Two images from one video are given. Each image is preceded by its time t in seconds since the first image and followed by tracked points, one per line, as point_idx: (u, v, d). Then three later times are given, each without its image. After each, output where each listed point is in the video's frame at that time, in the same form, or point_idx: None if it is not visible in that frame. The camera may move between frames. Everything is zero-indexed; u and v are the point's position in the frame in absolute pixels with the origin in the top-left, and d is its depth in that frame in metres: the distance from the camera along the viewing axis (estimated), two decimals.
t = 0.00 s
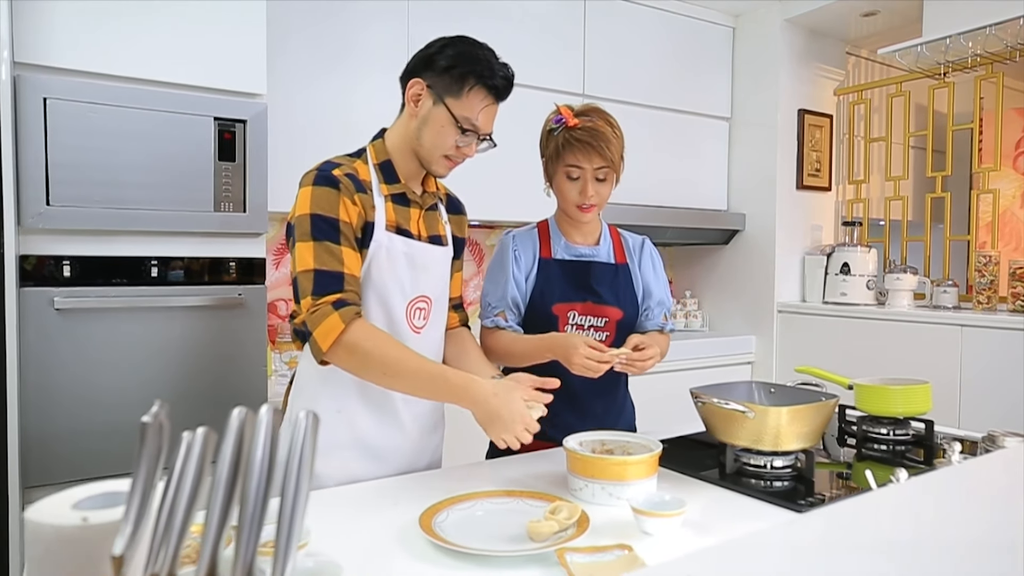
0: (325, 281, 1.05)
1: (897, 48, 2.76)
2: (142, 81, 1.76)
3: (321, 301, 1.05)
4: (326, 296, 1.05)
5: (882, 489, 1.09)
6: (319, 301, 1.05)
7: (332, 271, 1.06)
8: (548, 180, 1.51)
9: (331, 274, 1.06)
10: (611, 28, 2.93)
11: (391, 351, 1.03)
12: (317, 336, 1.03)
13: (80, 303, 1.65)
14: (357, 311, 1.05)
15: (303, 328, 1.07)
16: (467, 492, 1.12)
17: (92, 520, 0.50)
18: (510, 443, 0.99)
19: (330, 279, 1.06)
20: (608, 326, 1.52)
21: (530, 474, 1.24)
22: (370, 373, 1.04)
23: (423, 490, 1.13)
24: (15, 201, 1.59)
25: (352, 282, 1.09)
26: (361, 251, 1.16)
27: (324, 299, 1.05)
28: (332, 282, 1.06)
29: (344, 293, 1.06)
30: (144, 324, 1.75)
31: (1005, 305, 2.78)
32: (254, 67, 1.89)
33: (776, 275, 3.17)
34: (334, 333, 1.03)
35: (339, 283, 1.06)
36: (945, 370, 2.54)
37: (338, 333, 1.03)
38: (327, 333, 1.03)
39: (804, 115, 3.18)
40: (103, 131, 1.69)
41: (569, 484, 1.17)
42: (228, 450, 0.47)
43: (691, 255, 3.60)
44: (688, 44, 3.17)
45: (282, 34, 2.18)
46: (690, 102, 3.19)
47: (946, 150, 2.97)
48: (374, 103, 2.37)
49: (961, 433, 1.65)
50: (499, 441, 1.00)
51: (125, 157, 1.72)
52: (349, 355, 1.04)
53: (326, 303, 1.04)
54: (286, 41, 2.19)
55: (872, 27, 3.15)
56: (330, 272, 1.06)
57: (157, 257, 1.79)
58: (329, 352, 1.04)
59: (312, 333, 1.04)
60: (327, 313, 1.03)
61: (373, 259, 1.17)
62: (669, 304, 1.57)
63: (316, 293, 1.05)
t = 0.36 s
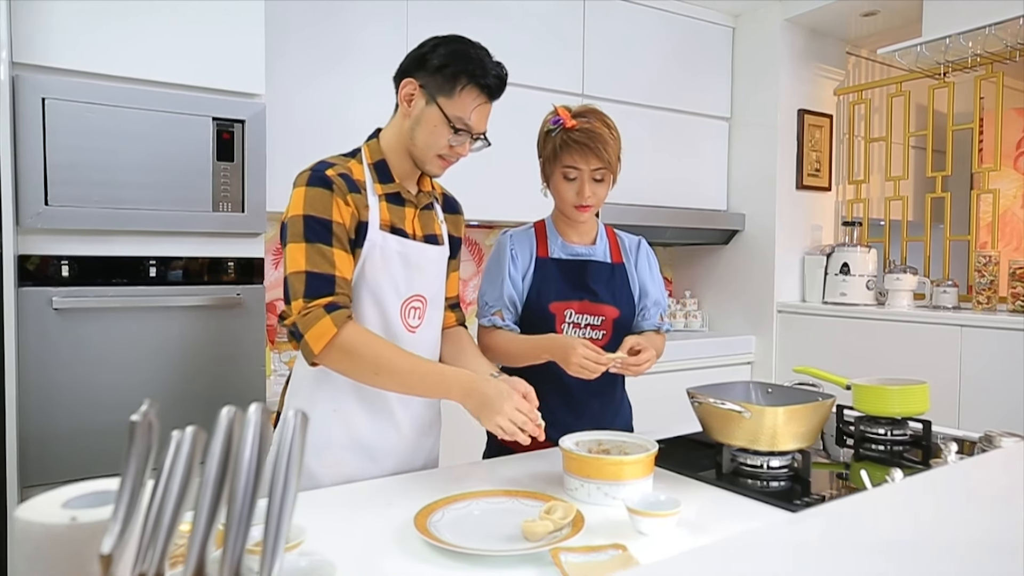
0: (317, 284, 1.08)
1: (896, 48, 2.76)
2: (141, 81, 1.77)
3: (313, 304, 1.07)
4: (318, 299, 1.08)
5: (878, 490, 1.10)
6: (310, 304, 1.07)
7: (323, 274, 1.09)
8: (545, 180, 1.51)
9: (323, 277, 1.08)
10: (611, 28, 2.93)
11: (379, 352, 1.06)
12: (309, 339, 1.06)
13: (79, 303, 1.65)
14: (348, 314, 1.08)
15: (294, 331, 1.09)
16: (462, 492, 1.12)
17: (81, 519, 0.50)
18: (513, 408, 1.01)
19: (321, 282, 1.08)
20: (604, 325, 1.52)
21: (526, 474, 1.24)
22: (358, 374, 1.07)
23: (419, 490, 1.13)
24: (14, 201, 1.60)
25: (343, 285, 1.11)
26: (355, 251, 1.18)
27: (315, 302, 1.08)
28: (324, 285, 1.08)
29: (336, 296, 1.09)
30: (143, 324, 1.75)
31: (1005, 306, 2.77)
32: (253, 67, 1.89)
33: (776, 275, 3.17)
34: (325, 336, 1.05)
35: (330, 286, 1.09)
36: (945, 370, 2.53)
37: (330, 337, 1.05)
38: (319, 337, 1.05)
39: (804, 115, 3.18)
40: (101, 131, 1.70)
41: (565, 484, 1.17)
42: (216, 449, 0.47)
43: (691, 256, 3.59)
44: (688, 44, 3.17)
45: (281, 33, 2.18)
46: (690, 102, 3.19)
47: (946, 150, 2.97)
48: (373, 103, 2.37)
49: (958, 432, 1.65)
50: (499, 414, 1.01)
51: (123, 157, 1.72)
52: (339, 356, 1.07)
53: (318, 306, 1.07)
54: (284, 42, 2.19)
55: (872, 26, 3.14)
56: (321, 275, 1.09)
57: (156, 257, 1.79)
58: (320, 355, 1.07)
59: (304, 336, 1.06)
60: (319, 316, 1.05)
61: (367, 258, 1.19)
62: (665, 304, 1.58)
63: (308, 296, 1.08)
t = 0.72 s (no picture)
0: (311, 286, 1.09)
1: (898, 48, 2.75)
2: (142, 82, 1.77)
3: (307, 306, 1.09)
4: (312, 301, 1.09)
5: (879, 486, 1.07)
6: (305, 305, 1.08)
7: (318, 275, 1.10)
8: (544, 181, 1.52)
9: (318, 279, 1.09)
10: (611, 28, 2.93)
11: (369, 356, 1.07)
12: (303, 340, 1.07)
13: (81, 303, 1.66)
14: (342, 316, 1.09)
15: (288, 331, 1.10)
16: (462, 491, 1.12)
17: (82, 516, 0.51)
18: (502, 403, 1.01)
19: (316, 284, 1.09)
20: (603, 324, 1.52)
21: (526, 474, 1.24)
22: (349, 376, 1.09)
23: (419, 489, 1.14)
24: (16, 201, 1.60)
25: (337, 287, 1.12)
26: (352, 251, 1.19)
27: (309, 303, 1.09)
28: (319, 287, 1.09)
29: (330, 297, 1.10)
30: (144, 323, 1.76)
31: (1006, 306, 2.77)
32: (254, 68, 1.90)
33: (777, 276, 3.17)
34: (319, 338, 1.07)
35: (325, 288, 1.10)
36: (946, 370, 2.54)
37: (324, 339, 1.07)
38: (313, 338, 1.07)
39: (805, 115, 3.18)
40: (103, 131, 1.70)
41: (564, 483, 1.17)
42: (215, 447, 0.48)
43: (691, 256, 3.60)
44: (689, 44, 3.17)
45: (281, 33, 2.19)
46: (690, 102, 3.19)
47: (948, 150, 2.96)
48: (373, 103, 2.38)
49: (958, 432, 1.65)
50: (486, 411, 1.01)
51: (124, 157, 1.73)
52: (330, 358, 1.08)
53: (312, 308, 1.08)
54: (284, 41, 2.19)
55: (873, 26, 3.14)
56: (316, 276, 1.10)
57: (157, 257, 1.80)
58: (313, 356, 1.09)
59: (298, 337, 1.07)
60: (313, 318, 1.07)
61: (365, 258, 1.20)
62: (664, 303, 1.58)
63: (303, 297, 1.09)
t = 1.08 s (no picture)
0: (314, 285, 1.10)
1: (900, 49, 2.75)
2: (147, 83, 1.78)
3: (309, 305, 1.09)
4: (315, 300, 1.09)
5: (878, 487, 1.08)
6: (307, 304, 1.09)
7: (320, 275, 1.10)
8: (545, 182, 1.52)
9: (321, 279, 1.10)
10: (613, 29, 2.94)
11: (370, 355, 1.08)
12: (305, 340, 1.07)
13: (85, 303, 1.67)
14: (344, 315, 1.09)
15: (291, 331, 1.10)
16: (465, 490, 1.13)
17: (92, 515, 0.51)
18: (505, 395, 1.03)
19: (318, 283, 1.10)
20: (604, 324, 1.52)
21: (528, 473, 1.25)
22: (350, 375, 1.09)
23: (422, 489, 1.14)
24: (21, 202, 1.61)
25: (339, 286, 1.13)
26: (354, 251, 1.20)
27: (312, 303, 1.09)
28: (321, 286, 1.10)
29: (332, 297, 1.11)
30: (148, 324, 1.77)
31: (1008, 307, 2.78)
32: (257, 69, 1.91)
33: (779, 276, 3.17)
34: (322, 337, 1.07)
35: (327, 287, 1.11)
36: (947, 371, 2.54)
37: (326, 338, 1.07)
38: (316, 337, 1.07)
39: (807, 116, 3.18)
40: (107, 133, 1.71)
41: (567, 483, 1.18)
42: (223, 446, 0.48)
43: (693, 257, 3.60)
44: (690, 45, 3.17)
45: (283, 34, 2.19)
46: (692, 103, 3.20)
47: (949, 151, 2.96)
48: (376, 104, 2.38)
49: (959, 432, 1.66)
50: (490, 402, 1.02)
51: (129, 158, 1.74)
52: (332, 357, 1.09)
53: (315, 307, 1.08)
54: (287, 43, 2.20)
55: (875, 27, 3.14)
56: (319, 275, 1.10)
57: (161, 257, 1.81)
58: (316, 355, 1.09)
59: (300, 337, 1.08)
60: (316, 317, 1.07)
61: (366, 258, 1.20)
62: (666, 304, 1.58)
63: (306, 297, 1.09)
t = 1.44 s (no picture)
0: (323, 284, 1.10)
1: (902, 50, 2.76)
2: (154, 85, 1.79)
3: (318, 304, 1.10)
4: (323, 299, 1.10)
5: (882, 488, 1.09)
6: (316, 303, 1.09)
7: (328, 274, 1.11)
8: (550, 184, 1.53)
9: (329, 278, 1.11)
10: (616, 30, 2.95)
11: (375, 351, 1.09)
12: (314, 338, 1.08)
13: (92, 304, 1.68)
14: (352, 315, 1.10)
15: (298, 329, 1.11)
16: (472, 490, 1.14)
17: (110, 513, 0.52)
18: (514, 376, 1.06)
19: (327, 282, 1.10)
20: (608, 323, 1.53)
21: (534, 473, 1.26)
22: (357, 373, 1.10)
23: (429, 488, 1.15)
24: (30, 203, 1.62)
25: (347, 286, 1.14)
26: (361, 252, 1.21)
27: (320, 302, 1.10)
28: (329, 285, 1.11)
29: (340, 296, 1.12)
30: (155, 324, 1.78)
31: (1010, 308, 2.78)
32: (263, 71, 1.91)
33: (781, 277, 3.18)
34: (330, 335, 1.08)
35: (335, 287, 1.11)
36: (949, 371, 2.54)
37: (335, 336, 1.08)
38: (324, 336, 1.08)
39: (810, 117, 3.19)
40: (114, 134, 1.72)
41: (572, 483, 1.18)
42: (240, 446, 0.49)
43: (695, 257, 3.61)
44: (693, 46, 3.18)
45: (288, 35, 2.20)
46: (695, 104, 3.21)
47: (952, 151, 2.96)
48: (379, 105, 2.39)
49: (962, 432, 1.66)
50: (502, 383, 1.05)
51: (135, 160, 1.75)
52: (339, 355, 1.10)
53: (323, 305, 1.09)
54: (291, 44, 2.21)
55: (877, 28, 3.14)
56: (327, 275, 1.11)
57: (167, 258, 1.82)
58: (324, 353, 1.10)
59: (308, 335, 1.08)
60: (325, 316, 1.08)
61: (373, 258, 1.21)
62: (670, 304, 1.59)
63: (314, 296, 1.10)
